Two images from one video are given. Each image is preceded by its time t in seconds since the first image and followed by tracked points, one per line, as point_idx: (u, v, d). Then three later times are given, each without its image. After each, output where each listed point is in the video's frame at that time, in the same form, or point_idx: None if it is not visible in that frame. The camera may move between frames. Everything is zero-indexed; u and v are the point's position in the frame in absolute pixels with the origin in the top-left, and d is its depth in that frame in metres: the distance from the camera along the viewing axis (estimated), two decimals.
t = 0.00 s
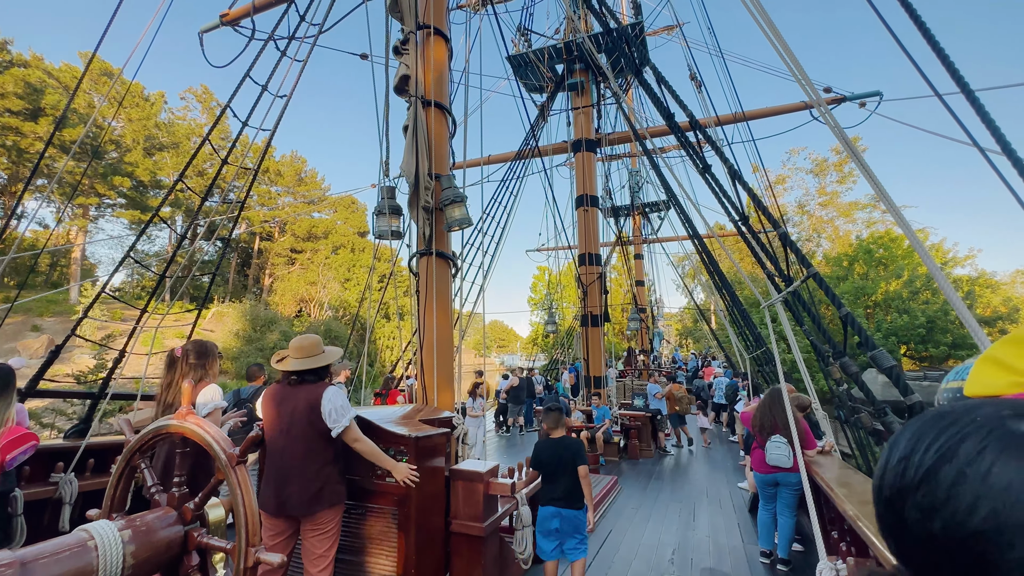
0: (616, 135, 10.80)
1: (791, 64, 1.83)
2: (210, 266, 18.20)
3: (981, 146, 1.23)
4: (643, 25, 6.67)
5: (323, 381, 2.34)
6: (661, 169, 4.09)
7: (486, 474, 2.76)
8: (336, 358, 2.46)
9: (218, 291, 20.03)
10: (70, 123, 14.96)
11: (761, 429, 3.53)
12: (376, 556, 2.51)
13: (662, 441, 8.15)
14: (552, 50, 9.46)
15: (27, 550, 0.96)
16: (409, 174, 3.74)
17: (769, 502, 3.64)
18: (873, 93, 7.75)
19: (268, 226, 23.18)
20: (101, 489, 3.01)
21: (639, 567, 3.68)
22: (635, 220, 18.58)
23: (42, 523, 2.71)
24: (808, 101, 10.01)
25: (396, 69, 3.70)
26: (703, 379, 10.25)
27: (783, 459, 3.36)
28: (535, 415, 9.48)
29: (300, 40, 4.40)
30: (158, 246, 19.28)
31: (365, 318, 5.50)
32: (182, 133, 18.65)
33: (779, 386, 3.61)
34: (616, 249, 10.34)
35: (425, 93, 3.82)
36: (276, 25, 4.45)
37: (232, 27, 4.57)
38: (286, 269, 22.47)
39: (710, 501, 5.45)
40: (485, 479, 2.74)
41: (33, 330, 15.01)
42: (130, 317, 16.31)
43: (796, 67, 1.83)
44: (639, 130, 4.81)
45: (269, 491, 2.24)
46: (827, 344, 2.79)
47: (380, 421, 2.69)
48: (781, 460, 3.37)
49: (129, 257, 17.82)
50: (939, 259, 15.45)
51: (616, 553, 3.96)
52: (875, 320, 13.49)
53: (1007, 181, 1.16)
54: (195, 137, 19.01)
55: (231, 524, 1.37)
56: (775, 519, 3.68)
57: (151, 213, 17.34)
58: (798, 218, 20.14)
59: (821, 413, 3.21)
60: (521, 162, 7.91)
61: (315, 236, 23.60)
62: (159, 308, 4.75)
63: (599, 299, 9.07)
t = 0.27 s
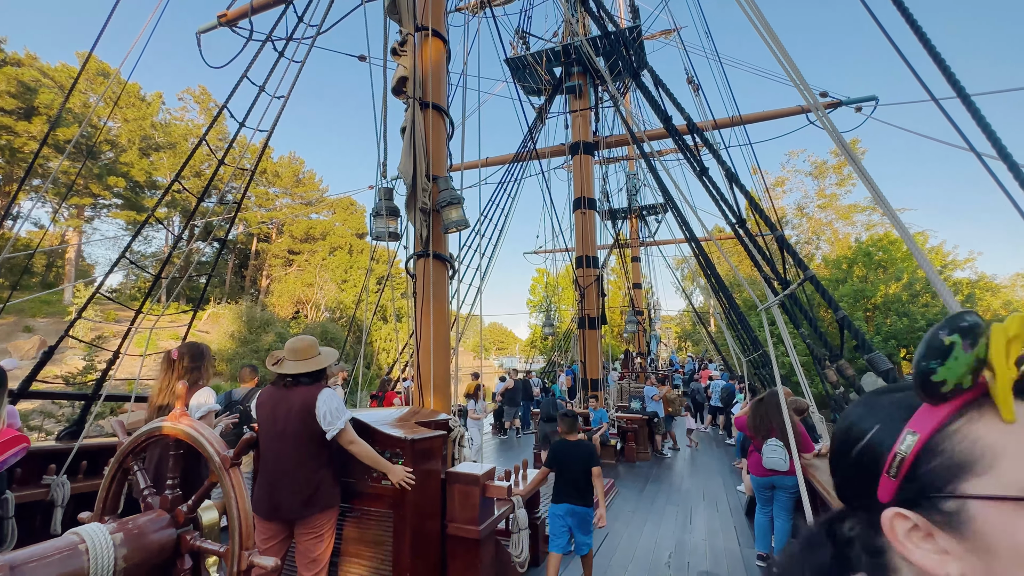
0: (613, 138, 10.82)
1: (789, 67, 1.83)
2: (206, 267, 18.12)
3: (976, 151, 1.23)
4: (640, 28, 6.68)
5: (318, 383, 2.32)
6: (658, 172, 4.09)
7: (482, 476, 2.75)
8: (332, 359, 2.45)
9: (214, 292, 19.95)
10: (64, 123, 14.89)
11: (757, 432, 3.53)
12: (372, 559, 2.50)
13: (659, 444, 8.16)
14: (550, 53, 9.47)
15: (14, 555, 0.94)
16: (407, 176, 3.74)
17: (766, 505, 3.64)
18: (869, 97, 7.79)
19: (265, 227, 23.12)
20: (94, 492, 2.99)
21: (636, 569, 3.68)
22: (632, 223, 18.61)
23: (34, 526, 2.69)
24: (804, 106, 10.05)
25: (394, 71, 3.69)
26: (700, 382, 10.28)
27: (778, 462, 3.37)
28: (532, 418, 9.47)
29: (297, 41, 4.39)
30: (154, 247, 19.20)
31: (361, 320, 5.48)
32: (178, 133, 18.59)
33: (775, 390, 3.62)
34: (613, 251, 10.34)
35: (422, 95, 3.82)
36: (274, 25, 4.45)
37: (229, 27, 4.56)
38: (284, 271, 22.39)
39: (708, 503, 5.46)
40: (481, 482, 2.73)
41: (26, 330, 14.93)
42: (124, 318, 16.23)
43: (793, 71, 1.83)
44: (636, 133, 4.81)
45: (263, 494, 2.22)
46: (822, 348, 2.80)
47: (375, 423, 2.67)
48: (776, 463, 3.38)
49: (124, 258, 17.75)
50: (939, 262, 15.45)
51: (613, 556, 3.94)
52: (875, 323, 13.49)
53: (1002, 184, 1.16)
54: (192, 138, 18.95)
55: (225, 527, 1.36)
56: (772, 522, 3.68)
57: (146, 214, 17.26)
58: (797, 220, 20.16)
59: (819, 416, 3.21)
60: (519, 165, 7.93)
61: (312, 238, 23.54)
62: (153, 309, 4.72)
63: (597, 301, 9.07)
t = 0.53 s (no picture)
0: (611, 142, 10.84)
1: (783, 73, 1.85)
2: (202, 269, 18.03)
3: (965, 156, 1.25)
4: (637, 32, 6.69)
5: (316, 385, 2.33)
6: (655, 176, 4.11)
7: (478, 480, 2.74)
8: (329, 362, 2.45)
9: (210, 294, 19.85)
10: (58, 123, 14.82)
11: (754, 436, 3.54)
12: (367, 562, 2.50)
13: (656, 447, 8.16)
14: (548, 56, 9.49)
15: (7, 558, 0.94)
16: (404, 178, 3.75)
17: (762, 508, 3.64)
18: (864, 102, 7.83)
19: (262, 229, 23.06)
20: (88, 494, 2.97)
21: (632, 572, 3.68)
22: (630, 226, 18.63)
23: (26, 529, 2.67)
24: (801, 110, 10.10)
25: (392, 74, 3.71)
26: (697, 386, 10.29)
27: (775, 466, 3.37)
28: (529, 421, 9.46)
29: (295, 43, 4.39)
30: (150, 248, 19.11)
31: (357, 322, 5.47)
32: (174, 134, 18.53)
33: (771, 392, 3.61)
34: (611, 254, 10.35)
35: (420, 98, 3.83)
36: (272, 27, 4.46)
37: (227, 29, 4.57)
38: (281, 273, 22.32)
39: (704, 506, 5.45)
40: (477, 485, 2.73)
41: (18, 332, 14.82)
42: (119, 320, 16.14)
43: (788, 77, 1.85)
44: (633, 137, 4.82)
45: (260, 497, 2.21)
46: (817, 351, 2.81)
47: (371, 426, 2.67)
48: (773, 467, 3.39)
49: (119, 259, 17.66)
50: (938, 265, 15.46)
51: (609, 559, 3.94)
52: (875, 326, 13.49)
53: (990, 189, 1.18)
54: (189, 138, 18.91)
55: (219, 530, 1.36)
56: (768, 525, 3.69)
57: (141, 215, 17.18)
58: (796, 223, 20.21)
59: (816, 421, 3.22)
60: (516, 167, 7.91)
61: (310, 240, 23.48)
62: (148, 311, 4.70)
63: (594, 304, 9.08)
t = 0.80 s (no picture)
0: (609, 144, 10.86)
1: (780, 76, 1.85)
2: (199, 269, 17.96)
3: (961, 158, 1.25)
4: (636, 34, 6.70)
5: (316, 386, 2.32)
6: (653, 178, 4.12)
7: (475, 482, 2.73)
8: (328, 364, 2.44)
9: (207, 295, 19.79)
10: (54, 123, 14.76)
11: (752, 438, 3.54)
12: (362, 565, 2.49)
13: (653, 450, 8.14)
14: (546, 59, 9.50)
15: None
16: (402, 180, 3.74)
17: (760, 511, 3.64)
18: (861, 106, 7.88)
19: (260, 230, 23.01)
20: (82, 497, 2.95)
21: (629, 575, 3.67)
22: (627, 229, 18.66)
23: (19, 532, 2.64)
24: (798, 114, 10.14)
25: (390, 75, 3.71)
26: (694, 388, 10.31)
27: (773, 467, 3.37)
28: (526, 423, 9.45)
29: (293, 44, 4.37)
30: (147, 249, 19.05)
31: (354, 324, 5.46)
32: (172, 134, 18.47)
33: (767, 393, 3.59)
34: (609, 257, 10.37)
35: (418, 100, 3.83)
36: (271, 28, 4.49)
37: (225, 31, 4.56)
38: (279, 274, 22.27)
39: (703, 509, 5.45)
40: (475, 487, 2.71)
41: (12, 333, 14.74)
42: (114, 321, 16.07)
43: (785, 80, 1.85)
44: (631, 140, 4.83)
45: (255, 498, 2.20)
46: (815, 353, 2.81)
47: (368, 428, 2.66)
48: (771, 468, 3.38)
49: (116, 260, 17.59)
50: (938, 267, 15.50)
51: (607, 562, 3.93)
52: (875, 327, 13.51)
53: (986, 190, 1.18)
54: (187, 139, 18.85)
55: (215, 533, 1.35)
56: (765, 528, 3.68)
57: (137, 215, 17.11)
58: (796, 224, 20.23)
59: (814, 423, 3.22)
60: (514, 169, 7.92)
61: (307, 241, 23.44)
62: (144, 313, 4.68)
63: (591, 306, 9.09)
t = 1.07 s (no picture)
0: (607, 145, 10.88)
1: (777, 77, 1.86)
2: (196, 270, 17.92)
3: (957, 160, 1.25)
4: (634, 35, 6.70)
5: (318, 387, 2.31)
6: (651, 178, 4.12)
7: (473, 483, 2.73)
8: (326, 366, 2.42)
9: (204, 295, 19.76)
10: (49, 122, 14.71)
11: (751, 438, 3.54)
12: (360, 566, 2.48)
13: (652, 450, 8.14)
14: (544, 60, 9.52)
15: None
16: (400, 180, 3.73)
17: (757, 511, 3.64)
18: (857, 108, 7.91)
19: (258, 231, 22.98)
20: (77, 498, 2.93)
21: None
22: (625, 229, 18.69)
23: (14, 534, 2.63)
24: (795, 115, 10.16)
25: (388, 76, 3.71)
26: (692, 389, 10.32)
27: (771, 467, 3.37)
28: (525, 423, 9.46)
29: (290, 44, 4.37)
30: (144, 250, 19.01)
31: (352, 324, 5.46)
32: (168, 134, 18.42)
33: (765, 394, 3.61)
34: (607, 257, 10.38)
35: (416, 100, 3.82)
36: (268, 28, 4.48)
37: (223, 30, 4.55)
38: (277, 274, 22.23)
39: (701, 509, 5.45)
40: (473, 488, 2.71)
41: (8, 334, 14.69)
42: (111, 321, 16.03)
43: (782, 81, 1.86)
44: (629, 141, 4.84)
45: (255, 499, 2.17)
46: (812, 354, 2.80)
47: (367, 429, 2.65)
48: (769, 468, 3.39)
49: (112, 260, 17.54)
50: (939, 267, 15.51)
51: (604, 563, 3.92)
52: (875, 327, 13.53)
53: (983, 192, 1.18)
54: (184, 139, 18.82)
55: (211, 535, 1.34)
56: (763, 529, 3.68)
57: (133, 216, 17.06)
58: (796, 224, 20.26)
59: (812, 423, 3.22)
60: (512, 170, 7.94)
61: (306, 241, 23.41)
62: (140, 313, 4.66)
63: (589, 307, 9.09)
